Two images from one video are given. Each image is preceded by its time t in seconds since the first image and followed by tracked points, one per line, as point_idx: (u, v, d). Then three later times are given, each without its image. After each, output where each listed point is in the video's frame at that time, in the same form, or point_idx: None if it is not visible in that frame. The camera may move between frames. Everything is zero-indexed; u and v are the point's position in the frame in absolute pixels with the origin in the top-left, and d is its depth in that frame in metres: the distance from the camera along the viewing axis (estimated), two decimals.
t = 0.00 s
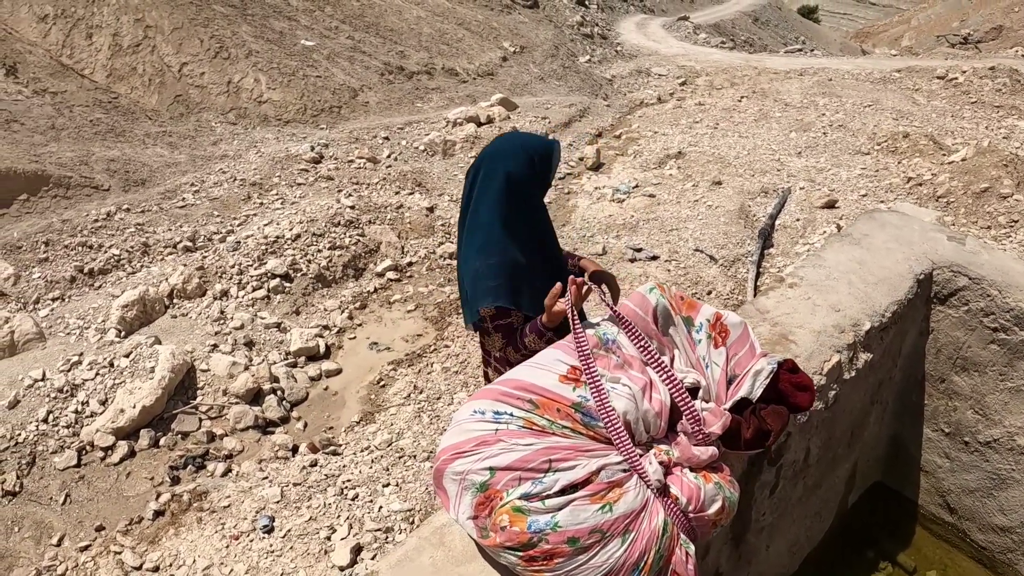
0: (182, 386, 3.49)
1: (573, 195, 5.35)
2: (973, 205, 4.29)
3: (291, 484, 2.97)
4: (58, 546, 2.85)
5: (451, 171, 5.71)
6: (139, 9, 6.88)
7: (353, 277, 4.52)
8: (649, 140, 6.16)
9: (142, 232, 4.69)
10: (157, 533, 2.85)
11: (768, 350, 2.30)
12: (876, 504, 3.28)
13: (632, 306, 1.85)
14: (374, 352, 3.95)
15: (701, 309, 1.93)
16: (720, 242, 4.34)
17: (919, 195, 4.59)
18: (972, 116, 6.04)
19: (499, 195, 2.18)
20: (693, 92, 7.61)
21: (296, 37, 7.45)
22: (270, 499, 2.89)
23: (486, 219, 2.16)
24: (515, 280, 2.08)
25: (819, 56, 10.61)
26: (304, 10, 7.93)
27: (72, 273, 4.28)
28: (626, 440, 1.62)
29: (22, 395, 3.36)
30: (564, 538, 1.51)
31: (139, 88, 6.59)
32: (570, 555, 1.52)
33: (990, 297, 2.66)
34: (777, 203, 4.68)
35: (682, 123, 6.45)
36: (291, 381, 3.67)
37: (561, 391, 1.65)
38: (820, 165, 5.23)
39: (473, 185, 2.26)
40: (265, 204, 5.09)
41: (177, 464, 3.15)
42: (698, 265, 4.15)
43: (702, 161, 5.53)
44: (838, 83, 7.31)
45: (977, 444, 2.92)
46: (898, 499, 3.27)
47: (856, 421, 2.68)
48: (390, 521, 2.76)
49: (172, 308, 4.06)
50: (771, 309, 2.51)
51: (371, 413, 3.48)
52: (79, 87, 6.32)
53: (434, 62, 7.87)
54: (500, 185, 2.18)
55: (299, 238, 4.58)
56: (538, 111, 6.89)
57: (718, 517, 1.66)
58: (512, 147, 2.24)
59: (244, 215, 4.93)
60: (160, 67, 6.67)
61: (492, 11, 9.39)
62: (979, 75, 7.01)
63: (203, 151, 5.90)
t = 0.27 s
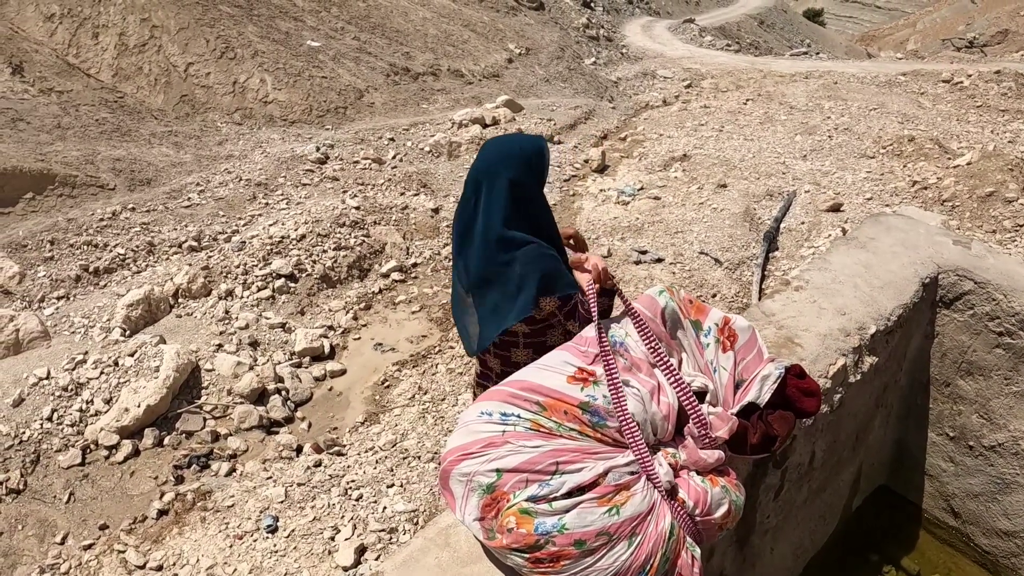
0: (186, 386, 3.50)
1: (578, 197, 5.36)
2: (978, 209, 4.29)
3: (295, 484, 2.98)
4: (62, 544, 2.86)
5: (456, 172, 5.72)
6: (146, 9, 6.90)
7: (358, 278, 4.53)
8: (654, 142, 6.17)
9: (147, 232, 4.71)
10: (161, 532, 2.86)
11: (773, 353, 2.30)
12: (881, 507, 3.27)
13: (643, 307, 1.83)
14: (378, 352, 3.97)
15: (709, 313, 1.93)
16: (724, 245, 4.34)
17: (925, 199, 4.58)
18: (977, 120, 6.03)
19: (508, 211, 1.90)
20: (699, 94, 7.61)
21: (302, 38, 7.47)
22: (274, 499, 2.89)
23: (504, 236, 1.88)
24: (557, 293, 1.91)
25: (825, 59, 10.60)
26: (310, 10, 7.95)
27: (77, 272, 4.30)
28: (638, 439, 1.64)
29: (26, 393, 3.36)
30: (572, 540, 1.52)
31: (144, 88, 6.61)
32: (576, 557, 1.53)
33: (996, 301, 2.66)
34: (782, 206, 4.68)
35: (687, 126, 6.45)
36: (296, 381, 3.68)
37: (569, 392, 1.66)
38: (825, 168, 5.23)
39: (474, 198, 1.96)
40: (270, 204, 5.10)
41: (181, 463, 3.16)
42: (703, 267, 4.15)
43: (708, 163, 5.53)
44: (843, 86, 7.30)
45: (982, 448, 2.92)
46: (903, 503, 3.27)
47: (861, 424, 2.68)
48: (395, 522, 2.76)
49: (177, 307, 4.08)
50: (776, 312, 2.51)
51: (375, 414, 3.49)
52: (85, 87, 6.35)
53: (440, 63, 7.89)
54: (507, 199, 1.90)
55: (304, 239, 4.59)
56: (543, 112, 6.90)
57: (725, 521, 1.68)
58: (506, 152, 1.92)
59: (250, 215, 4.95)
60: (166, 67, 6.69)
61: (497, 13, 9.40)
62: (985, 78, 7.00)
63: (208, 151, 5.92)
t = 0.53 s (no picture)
0: (190, 386, 3.51)
1: (583, 199, 5.36)
2: (983, 213, 4.28)
3: (299, 485, 2.98)
4: (65, 543, 2.86)
5: (461, 174, 5.73)
6: (151, 9, 6.92)
7: (362, 279, 4.55)
8: (658, 144, 6.17)
9: (152, 231, 4.72)
10: (165, 532, 2.87)
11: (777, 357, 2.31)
12: (883, 511, 3.27)
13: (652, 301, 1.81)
14: (382, 353, 3.97)
15: (711, 313, 1.95)
16: (729, 248, 4.34)
17: (929, 203, 4.58)
18: (982, 123, 6.02)
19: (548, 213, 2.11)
20: (704, 97, 7.61)
21: (307, 38, 7.49)
22: (278, 500, 2.90)
23: (551, 241, 2.06)
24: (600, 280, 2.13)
25: (830, 62, 10.60)
26: (316, 11, 7.96)
27: (81, 271, 4.31)
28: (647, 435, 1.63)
29: (30, 392, 3.37)
30: (574, 539, 1.52)
31: (150, 88, 6.63)
32: (579, 557, 1.53)
33: (1001, 306, 2.66)
34: (787, 209, 4.67)
35: (692, 128, 6.45)
36: (300, 382, 3.69)
37: (573, 392, 1.67)
38: (830, 171, 5.22)
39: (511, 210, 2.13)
40: (275, 205, 5.12)
41: (185, 463, 3.17)
42: (707, 270, 4.15)
43: (712, 166, 5.53)
44: (848, 89, 7.30)
45: (986, 453, 2.92)
46: (906, 508, 3.26)
47: (865, 428, 2.68)
48: (398, 523, 2.76)
49: (181, 307, 4.09)
50: (781, 315, 2.51)
51: (379, 415, 3.50)
52: (91, 86, 6.37)
53: (445, 65, 7.90)
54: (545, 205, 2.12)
55: (308, 239, 4.60)
56: (548, 114, 6.91)
57: (727, 520, 1.67)
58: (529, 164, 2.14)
59: (254, 216, 4.96)
60: (171, 67, 6.71)
61: (503, 14, 9.41)
62: (990, 82, 6.99)
63: (213, 151, 5.94)
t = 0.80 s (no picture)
0: (193, 386, 3.51)
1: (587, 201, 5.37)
2: (987, 217, 4.28)
3: (301, 486, 2.99)
4: (66, 542, 2.87)
5: (465, 175, 5.73)
6: (156, 9, 6.93)
7: (366, 279, 4.55)
8: (663, 147, 6.17)
9: (156, 231, 4.74)
10: (167, 531, 2.87)
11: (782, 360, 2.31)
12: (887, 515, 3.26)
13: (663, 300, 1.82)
14: (386, 354, 3.98)
15: (715, 315, 1.96)
16: (733, 251, 4.33)
17: (934, 206, 4.57)
18: (987, 127, 6.01)
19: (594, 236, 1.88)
20: (708, 99, 7.61)
21: (312, 39, 7.50)
22: (280, 500, 2.90)
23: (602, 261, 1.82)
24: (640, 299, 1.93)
25: (835, 65, 10.59)
26: (320, 12, 7.98)
27: (85, 270, 4.32)
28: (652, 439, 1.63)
29: (33, 391, 3.38)
30: (578, 542, 1.52)
31: (155, 88, 6.65)
32: (583, 560, 1.53)
33: (1006, 310, 2.66)
34: (791, 212, 4.67)
35: (696, 131, 6.45)
36: (303, 382, 3.70)
37: (576, 394, 1.66)
38: (834, 175, 5.22)
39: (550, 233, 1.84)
40: (279, 205, 5.13)
41: (188, 463, 3.17)
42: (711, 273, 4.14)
43: (717, 169, 5.53)
44: (853, 93, 7.30)
45: (989, 457, 2.92)
46: (909, 512, 3.26)
47: (869, 432, 2.68)
48: (401, 524, 2.76)
49: (184, 307, 4.10)
50: (786, 319, 2.51)
51: (382, 416, 3.50)
52: (95, 86, 6.38)
53: (449, 66, 7.91)
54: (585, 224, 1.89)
55: (312, 240, 4.61)
56: (552, 116, 6.91)
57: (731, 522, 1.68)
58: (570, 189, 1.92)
59: (258, 216, 4.97)
60: (175, 67, 6.72)
61: (507, 16, 9.42)
62: (994, 86, 6.98)
63: (217, 151, 5.96)
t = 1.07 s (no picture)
0: (197, 386, 3.52)
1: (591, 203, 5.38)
2: (991, 220, 4.27)
3: (304, 486, 2.99)
4: (69, 541, 2.87)
5: (469, 176, 5.74)
6: (161, 8, 6.95)
7: (369, 280, 4.56)
8: (667, 149, 6.18)
9: (160, 230, 4.75)
10: (169, 531, 2.88)
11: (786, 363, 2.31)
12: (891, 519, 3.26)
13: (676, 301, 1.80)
14: (389, 355, 3.99)
15: (727, 322, 1.96)
16: (736, 253, 4.33)
17: (938, 209, 4.57)
18: (991, 130, 6.01)
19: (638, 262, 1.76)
20: (712, 101, 7.61)
21: (316, 39, 7.51)
22: (283, 500, 2.90)
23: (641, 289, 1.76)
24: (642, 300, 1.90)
25: (839, 68, 10.59)
26: (325, 12, 8.00)
27: (89, 269, 4.34)
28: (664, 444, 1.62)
29: (36, 389, 3.39)
30: (584, 548, 1.53)
31: (159, 87, 6.67)
32: (589, 565, 1.54)
33: (1010, 314, 2.66)
34: (795, 215, 4.67)
35: (700, 133, 6.45)
36: (306, 383, 3.70)
37: (583, 398, 1.66)
38: (838, 177, 5.22)
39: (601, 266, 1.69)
40: (283, 205, 5.14)
41: (190, 463, 3.17)
42: (715, 275, 4.14)
43: (720, 171, 5.53)
44: (857, 95, 7.30)
45: (993, 461, 2.92)
46: (913, 515, 3.25)
47: (873, 436, 2.68)
48: (403, 525, 2.76)
49: (188, 307, 4.11)
50: (790, 321, 2.51)
51: (385, 417, 3.51)
52: (99, 85, 6.40)
53: (453, 67, 7.93)
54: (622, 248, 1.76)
55: (316, 240, 4.62)
56: (556, 118, 6.92)
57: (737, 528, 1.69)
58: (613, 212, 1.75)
59: (262, 216, 4.99)
60: (180, 67, 6.74)
61: (512, 17, 9.44)
62: (999, 89, 6.98)
63: (221, 151, 5.97)
